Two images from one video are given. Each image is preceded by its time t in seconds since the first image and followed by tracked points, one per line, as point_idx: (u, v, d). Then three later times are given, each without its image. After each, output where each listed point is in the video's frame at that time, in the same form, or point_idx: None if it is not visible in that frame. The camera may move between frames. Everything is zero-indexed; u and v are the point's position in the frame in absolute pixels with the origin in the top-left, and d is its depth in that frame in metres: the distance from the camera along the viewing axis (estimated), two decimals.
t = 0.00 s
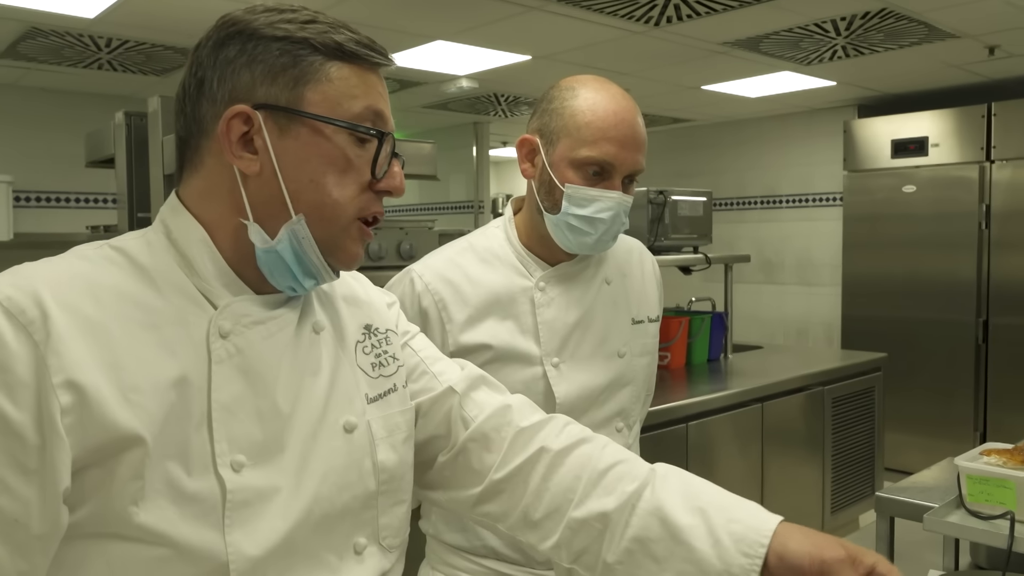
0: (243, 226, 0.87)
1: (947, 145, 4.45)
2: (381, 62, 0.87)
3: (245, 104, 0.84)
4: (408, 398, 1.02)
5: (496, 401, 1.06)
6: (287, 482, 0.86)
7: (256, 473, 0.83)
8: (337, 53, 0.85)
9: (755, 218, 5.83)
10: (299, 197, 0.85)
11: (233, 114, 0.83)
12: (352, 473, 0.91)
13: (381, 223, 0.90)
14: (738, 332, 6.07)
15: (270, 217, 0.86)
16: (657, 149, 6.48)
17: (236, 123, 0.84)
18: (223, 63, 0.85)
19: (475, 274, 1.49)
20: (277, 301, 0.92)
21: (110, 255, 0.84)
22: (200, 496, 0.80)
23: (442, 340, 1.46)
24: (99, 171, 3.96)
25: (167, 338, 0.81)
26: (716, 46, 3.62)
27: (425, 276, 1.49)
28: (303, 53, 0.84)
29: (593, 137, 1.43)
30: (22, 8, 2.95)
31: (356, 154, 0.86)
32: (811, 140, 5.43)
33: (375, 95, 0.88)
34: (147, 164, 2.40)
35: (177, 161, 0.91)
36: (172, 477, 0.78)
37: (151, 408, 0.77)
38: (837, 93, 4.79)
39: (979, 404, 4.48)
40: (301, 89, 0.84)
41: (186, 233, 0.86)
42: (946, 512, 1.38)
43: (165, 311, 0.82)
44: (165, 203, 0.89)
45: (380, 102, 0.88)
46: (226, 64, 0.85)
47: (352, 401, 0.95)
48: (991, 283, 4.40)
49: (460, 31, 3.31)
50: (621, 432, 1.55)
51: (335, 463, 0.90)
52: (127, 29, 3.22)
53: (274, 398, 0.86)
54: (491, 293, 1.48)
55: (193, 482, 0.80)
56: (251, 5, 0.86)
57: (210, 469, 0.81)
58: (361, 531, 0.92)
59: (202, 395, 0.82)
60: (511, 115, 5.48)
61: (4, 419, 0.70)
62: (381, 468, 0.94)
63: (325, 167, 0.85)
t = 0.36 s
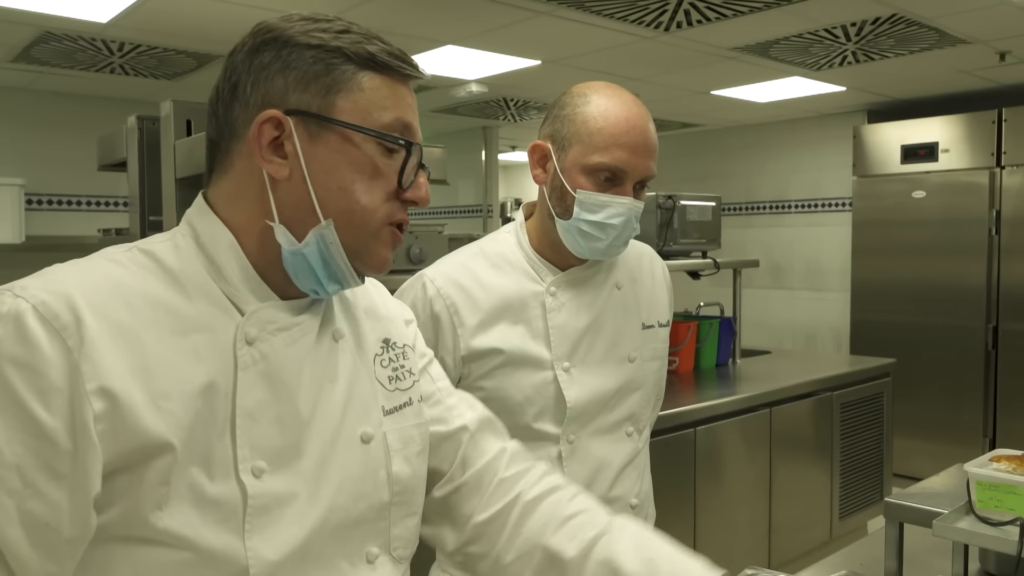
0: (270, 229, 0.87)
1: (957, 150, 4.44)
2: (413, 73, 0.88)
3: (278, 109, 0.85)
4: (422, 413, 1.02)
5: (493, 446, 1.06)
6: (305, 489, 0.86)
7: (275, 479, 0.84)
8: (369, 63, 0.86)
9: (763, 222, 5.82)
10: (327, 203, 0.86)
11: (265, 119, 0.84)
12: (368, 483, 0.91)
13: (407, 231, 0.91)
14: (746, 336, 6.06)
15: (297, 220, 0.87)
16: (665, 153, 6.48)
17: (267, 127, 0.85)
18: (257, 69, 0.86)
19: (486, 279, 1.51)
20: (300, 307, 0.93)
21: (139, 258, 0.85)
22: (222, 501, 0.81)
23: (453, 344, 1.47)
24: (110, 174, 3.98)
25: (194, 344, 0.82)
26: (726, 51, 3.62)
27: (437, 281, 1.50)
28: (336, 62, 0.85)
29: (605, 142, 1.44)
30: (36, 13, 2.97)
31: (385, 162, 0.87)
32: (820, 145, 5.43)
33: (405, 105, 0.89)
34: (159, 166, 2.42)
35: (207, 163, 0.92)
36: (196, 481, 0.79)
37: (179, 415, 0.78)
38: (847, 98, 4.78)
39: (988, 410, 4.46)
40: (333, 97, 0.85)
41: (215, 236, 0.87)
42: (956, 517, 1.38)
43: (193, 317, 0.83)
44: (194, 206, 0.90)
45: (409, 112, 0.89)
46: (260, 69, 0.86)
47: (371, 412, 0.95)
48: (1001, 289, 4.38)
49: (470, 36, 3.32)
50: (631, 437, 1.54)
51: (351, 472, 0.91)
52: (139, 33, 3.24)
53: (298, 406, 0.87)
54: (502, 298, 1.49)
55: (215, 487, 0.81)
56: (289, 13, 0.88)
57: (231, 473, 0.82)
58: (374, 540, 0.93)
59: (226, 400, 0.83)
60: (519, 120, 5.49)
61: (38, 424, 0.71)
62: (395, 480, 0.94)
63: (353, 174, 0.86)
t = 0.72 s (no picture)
0: (278, 238, 0.87)
1: (961, 150, 4.44)
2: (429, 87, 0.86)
3: (289, 119, 0.84)
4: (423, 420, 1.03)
5: (487, 453, 1.08)
6: (308, 496, 0.87)
7: (280, 486, 0.85)
8: (384, 75, 0.85)
9: (767, 223, 5.82)
10: (334, 214, 0.85)
11: (276, 129, 0.83)
12: (368, 490, 0.92)
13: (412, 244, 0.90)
14: (750, 337, 6.05)
15: (304, 230, 0.86)
16: (668, 154, 6.48)
17: (278, 137, 0.84)
18: (271, 76, 0.85)
19: (492, 280, 1.51)
20: (304, 314, 0.92)
21: (147, 261, 0.84)
22: (229, 509, 0.81)
23: (459, 345, 1.47)
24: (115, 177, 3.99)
25: (203, 353, 0.81)
26: (729, 52, 3.63)
27: (444, 283, 1.50)
28: (351, 73, 0.84)
29: (611, 144, 1.44)
30: (40, 17, 2.98)
31: (393, 176, 0.86)
32: (823, 145, 5.43)
33: (418, 118, 0.87)
34: (164, 169, 2.42)
35: (218, 165, 0.91)
36: (204, 491, 0.79)
37: (188, 426, 0.78)
38: (850, 98, 4.78)
39: (993, 411, 4.46)
40: (345, 108, 0.84)
41: (224, 244, 0.86)
42: (961, 517, 1.38)
43: (202, 326, 0.82)
44: (202, 208, 0.89)
45: (422, 125, 0.87)
46: (275, 77, 0.85)
47: (372, 419, 0.96)
48: (1005, 289, 4.38)
49: (473, 38, 3.32)
50: (638, 437, 1.54)
51: (353, 479, 0.91)
52: (143, 36, 3.25)
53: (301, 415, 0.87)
54: (509, 299, 1.49)
55: (222, 496, 0.81)
56: (308, 20, 0.86)
57: (237, 482, 0.82)
58: (372, 544, 0.93)
59: (232, 410, 0.83)
60: (522, 122, 5.50)
61: (58, 430, 0.71)
62: (394, 485, 0.95)
63: (362, 186, 0.85)
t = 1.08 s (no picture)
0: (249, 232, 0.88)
1: (969, 149, 4.43)
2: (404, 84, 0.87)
3: (259, 114, 0.86)
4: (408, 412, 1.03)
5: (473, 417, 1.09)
6: (293, 494, 0.87)
7: (264, 485, 0.85)
8: (358, 72, 0.85)
9: (774, 222, 5.81)
10: (306, 209, 0.85)
11: (245, 123, 0.85)
12: (353, 487, 0.92)
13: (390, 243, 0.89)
14: (757, 337, 6.04)
15: (277, 225, 0.87)
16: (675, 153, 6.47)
17: (247, 132, 0.85)
18: (243, 71, 0.87)
19: (504, 280, 1.51)
20: (280, 311, 0.93)
21: (120, 262, 0.86)
22: (212, 509, 0.82)
23: (470, 343, 1.48)
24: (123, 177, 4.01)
25: (178, 352, 0.83)
26: (737, 51, 3.62)
27: (456, 283, 1.51)
28: (324, 68, 0.85)
29: (622, 138, 1.43)
30: (49, 18, 2.99)
31: (365, 172, 0.86)
32: (831, 144, 5.41)
33: (394, 115, 0.87)
34: (173, 170, 2.43)
35: (193, 163, 0.93)
36: (186, 491, 0.80)
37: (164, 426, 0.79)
38: (858, 97, 4.77)
39: (1001, 410, 4.44)
40: (316, 104, 0.85)
41: (197, 240, 0.87)
42: (970, 517, 1.38)
43: (177, 325, 0.83)
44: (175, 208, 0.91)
45: (397, 121, 0.87)
46: (247, 72, 0.86)
47: (354, 415, 0.96)
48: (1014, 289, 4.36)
49: (481, 37, 3.33)
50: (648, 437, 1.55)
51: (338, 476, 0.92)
52: (152, 37, 3.26)
53: (282, 412, 0.88)
54: (521, 298, 1.48)
55: (205, 495, 0.82)
56: (283, 17, 0.88)
57: (220, 481, 0.83)
58: (366, 543, 0.94)
59: (212, 408, 0.84)
60: (529, 121, 5.49)
61: (32, 433, 0.73)
62: (381, 481, 0.96)
63: (333, 182, 0.85)
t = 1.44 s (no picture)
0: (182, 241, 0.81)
1: (979, 150, 4.42)
2: (347, 80, 0.80)
3: (190, 115, 0.80)
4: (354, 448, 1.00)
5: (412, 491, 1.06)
6: (230, 522, 0.83)
7: (195, 511, 0.81)
8: (295, 67, 0.79)
9: (783, 224, 5.80)
10: (239, 217, 0.79)
11: (172, 124, 0.79)
12: (297, 520, 0.89)
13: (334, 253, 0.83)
14: (765, 338, 6.03)
15: (209, 233, 0.81)
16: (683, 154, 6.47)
17: (174, 134, 0.79)
18: (175, 69, 0.81)
19: (516, 281, 1.52)
20: (217, 324, 0.87)
21: (48, 269, 0.81)
22: (133, 537, 0.77)
23: (482, 344, 1.47)
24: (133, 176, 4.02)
25: (102, 368, 0.78)
26: (746, 52, 3.62)
27: (468, 283, 1.51)
28: (258, 63, 0.78)
29: (634, 143, 1.44)
30: (60, 18, 3.01)
31: (302, 177, 0.79)
32: (840, 145, 5.40)
33: (338, 115, 0.81)
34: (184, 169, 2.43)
35: (131, 166, 0.87)
36: (104, 516, 0.76)
37: (80, 448, 0.74)
38: (867, 98, 4.76)
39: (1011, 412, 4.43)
40: (250, 104, 0.79)
41: (131, 249, 0.82)
42: (982, 519, 1.37)
43: (101, 338, 0.79)
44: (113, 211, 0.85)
45: (340, 122, 0.81)
46: (179, 71, 0.81)
47: (299, 445, 0.92)
48: None
49: (490, 38, 3.33)
50: (660, 439, 1.55)
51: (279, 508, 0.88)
52: (163, 37, 3.27)
53: (218, 435, 0.84)
54: (532, 300, 1.50)
55: (127, 522, 0.77)
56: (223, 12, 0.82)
57: (145, 507, 0.79)
58: None
59: (138, 428, 0.79)
60: (538, 121, 5.50)
61: None
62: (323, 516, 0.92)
63: (268, 189, 0.79)
